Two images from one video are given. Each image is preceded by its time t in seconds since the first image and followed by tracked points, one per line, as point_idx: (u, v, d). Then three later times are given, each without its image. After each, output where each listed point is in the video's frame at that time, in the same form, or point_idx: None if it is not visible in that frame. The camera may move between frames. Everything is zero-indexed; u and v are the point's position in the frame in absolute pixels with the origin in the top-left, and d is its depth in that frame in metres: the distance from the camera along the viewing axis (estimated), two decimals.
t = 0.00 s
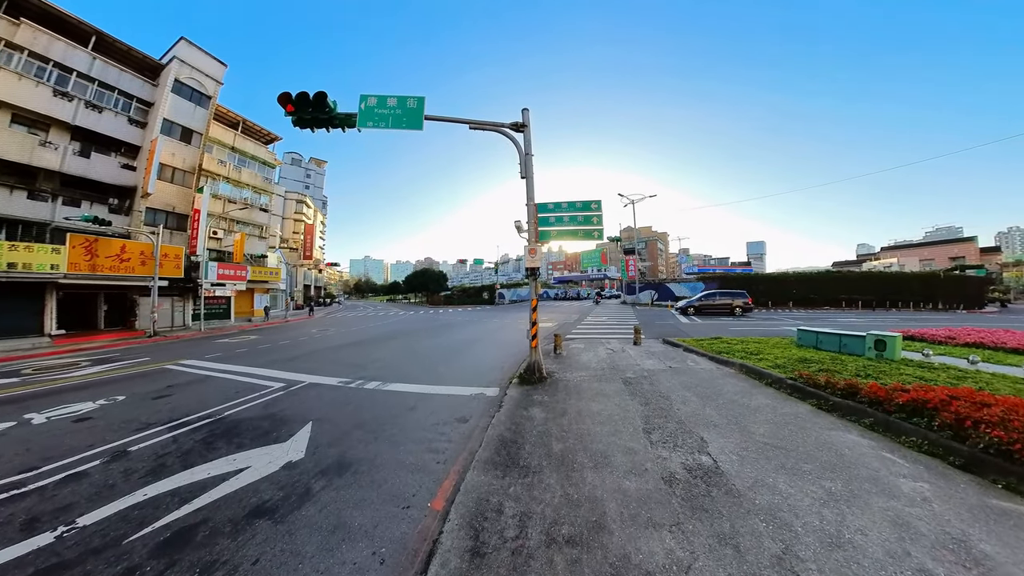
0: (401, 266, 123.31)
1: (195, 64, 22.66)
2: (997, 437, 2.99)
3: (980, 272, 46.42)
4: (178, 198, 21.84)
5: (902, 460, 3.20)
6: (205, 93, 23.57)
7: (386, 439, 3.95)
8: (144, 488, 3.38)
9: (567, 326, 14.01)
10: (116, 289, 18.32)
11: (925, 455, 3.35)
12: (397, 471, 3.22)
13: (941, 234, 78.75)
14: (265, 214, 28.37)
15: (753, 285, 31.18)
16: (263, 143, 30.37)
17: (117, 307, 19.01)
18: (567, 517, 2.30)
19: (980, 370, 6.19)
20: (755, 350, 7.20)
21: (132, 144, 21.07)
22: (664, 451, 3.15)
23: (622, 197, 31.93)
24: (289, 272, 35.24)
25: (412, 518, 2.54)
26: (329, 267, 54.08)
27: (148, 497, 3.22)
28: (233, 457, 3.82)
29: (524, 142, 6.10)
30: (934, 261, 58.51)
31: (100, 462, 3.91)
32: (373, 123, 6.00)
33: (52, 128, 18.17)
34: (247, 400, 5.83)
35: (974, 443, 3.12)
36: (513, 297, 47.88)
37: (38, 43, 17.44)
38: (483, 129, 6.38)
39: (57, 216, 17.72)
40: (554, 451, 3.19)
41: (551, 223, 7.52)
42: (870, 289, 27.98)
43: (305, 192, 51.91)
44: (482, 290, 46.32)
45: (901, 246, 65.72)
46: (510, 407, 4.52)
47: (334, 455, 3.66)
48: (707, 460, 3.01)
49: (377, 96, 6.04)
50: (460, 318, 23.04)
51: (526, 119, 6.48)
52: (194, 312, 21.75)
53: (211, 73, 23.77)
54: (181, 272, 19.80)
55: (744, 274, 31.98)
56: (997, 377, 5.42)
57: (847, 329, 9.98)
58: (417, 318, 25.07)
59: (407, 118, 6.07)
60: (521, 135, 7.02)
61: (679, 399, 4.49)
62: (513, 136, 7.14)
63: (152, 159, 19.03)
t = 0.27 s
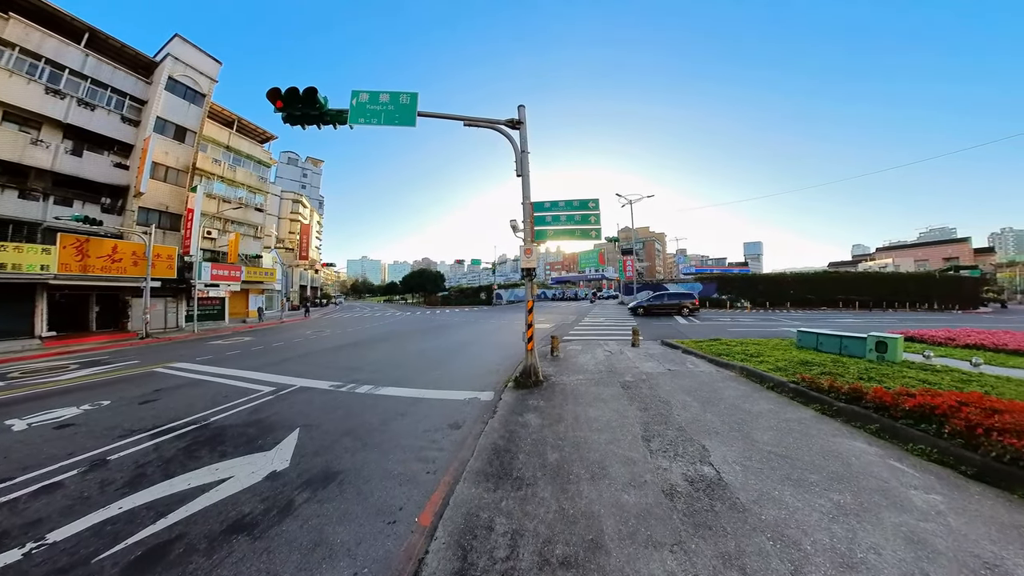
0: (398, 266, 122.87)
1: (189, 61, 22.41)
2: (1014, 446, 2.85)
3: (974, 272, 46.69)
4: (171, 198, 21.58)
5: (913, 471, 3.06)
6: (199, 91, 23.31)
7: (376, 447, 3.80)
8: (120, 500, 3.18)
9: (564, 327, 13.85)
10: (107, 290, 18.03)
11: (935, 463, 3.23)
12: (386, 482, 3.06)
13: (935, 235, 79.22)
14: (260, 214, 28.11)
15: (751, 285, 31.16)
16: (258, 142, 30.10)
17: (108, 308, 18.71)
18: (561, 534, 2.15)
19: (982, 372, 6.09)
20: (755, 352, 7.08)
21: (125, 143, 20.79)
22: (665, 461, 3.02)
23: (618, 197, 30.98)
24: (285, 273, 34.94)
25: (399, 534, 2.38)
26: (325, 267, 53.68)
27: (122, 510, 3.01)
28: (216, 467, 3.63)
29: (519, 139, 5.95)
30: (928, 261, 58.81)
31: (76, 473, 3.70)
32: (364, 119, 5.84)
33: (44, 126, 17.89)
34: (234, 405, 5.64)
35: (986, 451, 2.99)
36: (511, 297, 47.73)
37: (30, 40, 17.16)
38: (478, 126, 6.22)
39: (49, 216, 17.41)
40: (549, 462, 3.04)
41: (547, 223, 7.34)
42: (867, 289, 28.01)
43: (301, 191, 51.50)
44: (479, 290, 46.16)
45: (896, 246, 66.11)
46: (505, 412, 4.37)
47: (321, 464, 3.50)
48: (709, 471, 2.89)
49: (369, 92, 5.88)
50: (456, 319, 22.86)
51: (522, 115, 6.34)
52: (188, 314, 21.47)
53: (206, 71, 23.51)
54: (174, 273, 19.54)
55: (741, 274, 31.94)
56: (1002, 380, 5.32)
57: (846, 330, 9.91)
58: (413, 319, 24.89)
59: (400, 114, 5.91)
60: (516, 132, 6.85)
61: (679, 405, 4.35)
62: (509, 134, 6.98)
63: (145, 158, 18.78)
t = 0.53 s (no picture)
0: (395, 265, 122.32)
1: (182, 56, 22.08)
2: None
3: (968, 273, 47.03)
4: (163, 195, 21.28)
5: (923, 476, 2.95)
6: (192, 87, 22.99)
7: (368, 451, 3.66)
8: (97, 507, 3.03)
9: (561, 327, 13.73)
10: (98, 288, 17.73)
11: (943, 468, 3.13)
12: (377, 489, 2.93)
13: (929, 235, 79.82)
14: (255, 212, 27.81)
15: (748, 285, 31.18)
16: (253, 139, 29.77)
17: (98, 306, 18.41)
18: (559, 548, 2.03)
19: (984, 372, 6.03)
20: (755, 351, 6.99)
21: (116, 138, 20.46)
22: (666, 467, 2.92)
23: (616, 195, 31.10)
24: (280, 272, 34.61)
25: (389, 547, 2.25)
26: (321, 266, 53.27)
27: (99, 519, 2.85)
28: (200, 473, 3.48)
29: (516, 135, 5.83)
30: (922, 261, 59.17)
31: (52, 479, 3.52)
32: (358, 114, 5.70)
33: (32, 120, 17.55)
34: (223, 407, 5.47)
35: (997, 456, 2.90)
36: (508, 296, 47.55)
37: (17, 32, 16.80)
38: (474, 121, 6.09)
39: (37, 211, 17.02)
40: (546, 468, 2.92)
41: (545, 220, 7.23)
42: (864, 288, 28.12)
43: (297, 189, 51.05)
44: (476, 290, 45.98)
45: (891, 246, 66.56)
46: (501, 415, 4.25)
47: (310, 470, 3.35)
48: (713, 477, 2.78)
49: (363, 85, 5.73)
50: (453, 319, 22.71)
51: (519, 111, 6.21)
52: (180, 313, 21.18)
53: (199, 66, 23.19)
54: (166, 271, 19.25)
55: (739, 273, 31.96)
56: (1004, 381, 5.25)
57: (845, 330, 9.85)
58: (410, 319, 24.71)
59: (394, 108, 5.77)
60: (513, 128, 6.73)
61: (680, 407, 4.24)
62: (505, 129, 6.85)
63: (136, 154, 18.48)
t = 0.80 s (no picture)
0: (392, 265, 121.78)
1: (175, 53, 21.81)
2: None
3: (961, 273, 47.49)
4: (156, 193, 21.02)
5: (928, 477, 2.91)
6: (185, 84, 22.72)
7: (365, 455, 3.58)
8: (81, 516, 2.92)
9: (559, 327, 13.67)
10: (88, 288, 17.46)
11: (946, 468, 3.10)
12: (374, 495, 2.85)
13: (922, 236, 80.58)
14: (250, 211, 27.56)
15: (745, 285, 31.29)
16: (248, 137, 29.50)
17: (89, 306, 18.14)
18: (564, 556, 1.97)
19: (982, 372, 6.02)
20: (755, 351, 6.97)
21: (107, 135, 20.17)
22: (670, 470, 2.86)
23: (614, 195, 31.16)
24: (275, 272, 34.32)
25: (387, 556, 2.18)
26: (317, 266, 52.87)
27: (82, 528, 2.74)
28: (191, 479, 3.38)
29: (516, 132, 5.76)
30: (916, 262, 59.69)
31: (36, 486, 3.41)
32: (354, 110, 5.60)
33: (19, 115, 17.25)
34: (215, 410, 5.36)
35: (999, 455, 2.87)
36: (505, 296, 47.44)
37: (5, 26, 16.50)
38: (472, 118, 6.01)
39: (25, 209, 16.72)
40: (548, 472, 2.86)
41: (544, 219, 7.17)
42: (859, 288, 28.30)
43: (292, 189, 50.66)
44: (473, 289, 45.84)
45: (885, 247, 67.05)
46: (500, 417, 4.18)
47: (305, 476, 3.26)
48: (717, 480, 2.73)
49: (359, 81, 5.64)
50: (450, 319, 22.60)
51: (518, 108, 6.14)
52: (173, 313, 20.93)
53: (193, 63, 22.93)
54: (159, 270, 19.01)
55: (736, 273, 32.06)
56: (1003, 380, 5.25)
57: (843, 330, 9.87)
58: (406, 319, 24.58)
59: (391, 105, 5.68)
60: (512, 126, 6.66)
61: (681, 408, 4.18)
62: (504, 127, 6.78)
63: (128, 152, 18.23)
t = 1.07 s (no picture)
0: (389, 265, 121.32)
1: (167, 48, 21.55)
2: None
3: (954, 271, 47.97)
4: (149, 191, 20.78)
5: (929, 473, 2.90)
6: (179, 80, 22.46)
7: (365, 457, 3.52)
8: (71, 523, 2.84)
9: (558, 326, 13.65)
10: (80, 288, 17.22)
11: (946, 463, 3.10)
12: (375, 498, 2.80)
13: (915, 235, 81.31)
14: (245, 210, 27.32)
15: (742, 284, 31.42)
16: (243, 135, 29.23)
17: (81, 306, 17.89)
18: (571, 559, 1.93)
19: (978, 368, 6.06)
20: (754, 350, 6.97)
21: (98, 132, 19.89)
22: (675, 469, 2.83)
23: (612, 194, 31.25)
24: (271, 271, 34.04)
25: (390, 561, 2.12)
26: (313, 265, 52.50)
27: (71, 536, 2.66)
28: (186, 483, 3.30)
29: (515, 130, 5.70)
30: (909, 261, 60.22)
31: (22, 493, 3.32)
32: (352, 107, 5.52)
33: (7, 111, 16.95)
34: (210, 412, 5.26)
35: (998, 450, 2.87)
36: (503, 295, 47.38)
37: None
38: (471, 115, 5.95)
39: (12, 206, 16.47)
40: (551, 473, 2.81)
41: (544, 218, 7.12)
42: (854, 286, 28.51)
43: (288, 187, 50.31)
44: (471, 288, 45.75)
45: (879, 246, 67.59)
46: (501, 417, 4.13)
47: (303, 479, 3.20)
48: (722, 479, 2.70)
49: (357, 78, 5.56)
50: (448, 318, 22.52)
51: (518, 106, 6.09)
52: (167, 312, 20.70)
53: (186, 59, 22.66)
54: (152, 269, 18.79)
55: (733, 272, 32.19)
56: (1000, 376, 5.27)
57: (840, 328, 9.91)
58: (404, 318, 24.49)
59: (389, 101, 5.61)
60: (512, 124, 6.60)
61: (683, 407, 4.15)
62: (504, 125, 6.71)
63: (120, 149, 17.99)
